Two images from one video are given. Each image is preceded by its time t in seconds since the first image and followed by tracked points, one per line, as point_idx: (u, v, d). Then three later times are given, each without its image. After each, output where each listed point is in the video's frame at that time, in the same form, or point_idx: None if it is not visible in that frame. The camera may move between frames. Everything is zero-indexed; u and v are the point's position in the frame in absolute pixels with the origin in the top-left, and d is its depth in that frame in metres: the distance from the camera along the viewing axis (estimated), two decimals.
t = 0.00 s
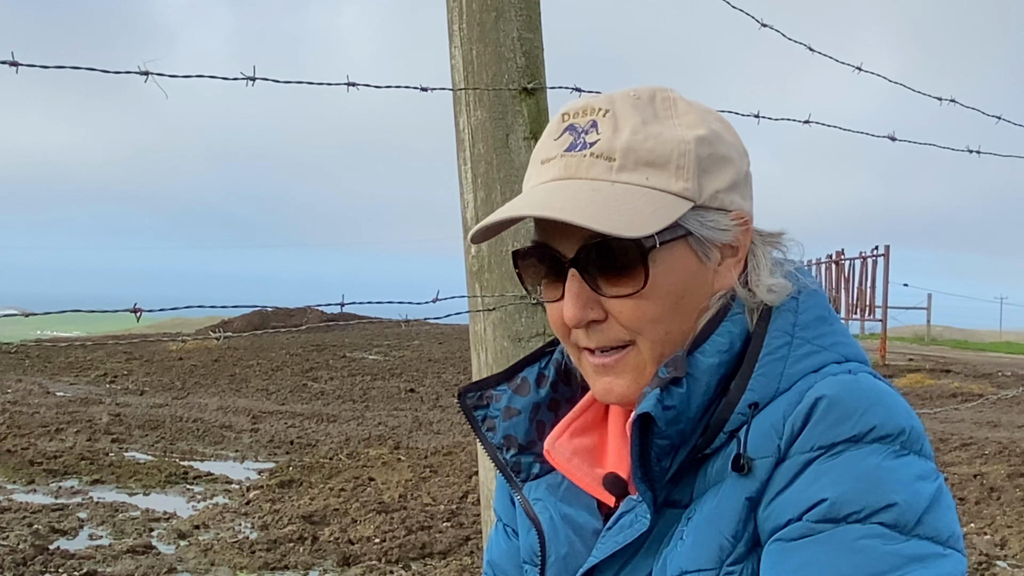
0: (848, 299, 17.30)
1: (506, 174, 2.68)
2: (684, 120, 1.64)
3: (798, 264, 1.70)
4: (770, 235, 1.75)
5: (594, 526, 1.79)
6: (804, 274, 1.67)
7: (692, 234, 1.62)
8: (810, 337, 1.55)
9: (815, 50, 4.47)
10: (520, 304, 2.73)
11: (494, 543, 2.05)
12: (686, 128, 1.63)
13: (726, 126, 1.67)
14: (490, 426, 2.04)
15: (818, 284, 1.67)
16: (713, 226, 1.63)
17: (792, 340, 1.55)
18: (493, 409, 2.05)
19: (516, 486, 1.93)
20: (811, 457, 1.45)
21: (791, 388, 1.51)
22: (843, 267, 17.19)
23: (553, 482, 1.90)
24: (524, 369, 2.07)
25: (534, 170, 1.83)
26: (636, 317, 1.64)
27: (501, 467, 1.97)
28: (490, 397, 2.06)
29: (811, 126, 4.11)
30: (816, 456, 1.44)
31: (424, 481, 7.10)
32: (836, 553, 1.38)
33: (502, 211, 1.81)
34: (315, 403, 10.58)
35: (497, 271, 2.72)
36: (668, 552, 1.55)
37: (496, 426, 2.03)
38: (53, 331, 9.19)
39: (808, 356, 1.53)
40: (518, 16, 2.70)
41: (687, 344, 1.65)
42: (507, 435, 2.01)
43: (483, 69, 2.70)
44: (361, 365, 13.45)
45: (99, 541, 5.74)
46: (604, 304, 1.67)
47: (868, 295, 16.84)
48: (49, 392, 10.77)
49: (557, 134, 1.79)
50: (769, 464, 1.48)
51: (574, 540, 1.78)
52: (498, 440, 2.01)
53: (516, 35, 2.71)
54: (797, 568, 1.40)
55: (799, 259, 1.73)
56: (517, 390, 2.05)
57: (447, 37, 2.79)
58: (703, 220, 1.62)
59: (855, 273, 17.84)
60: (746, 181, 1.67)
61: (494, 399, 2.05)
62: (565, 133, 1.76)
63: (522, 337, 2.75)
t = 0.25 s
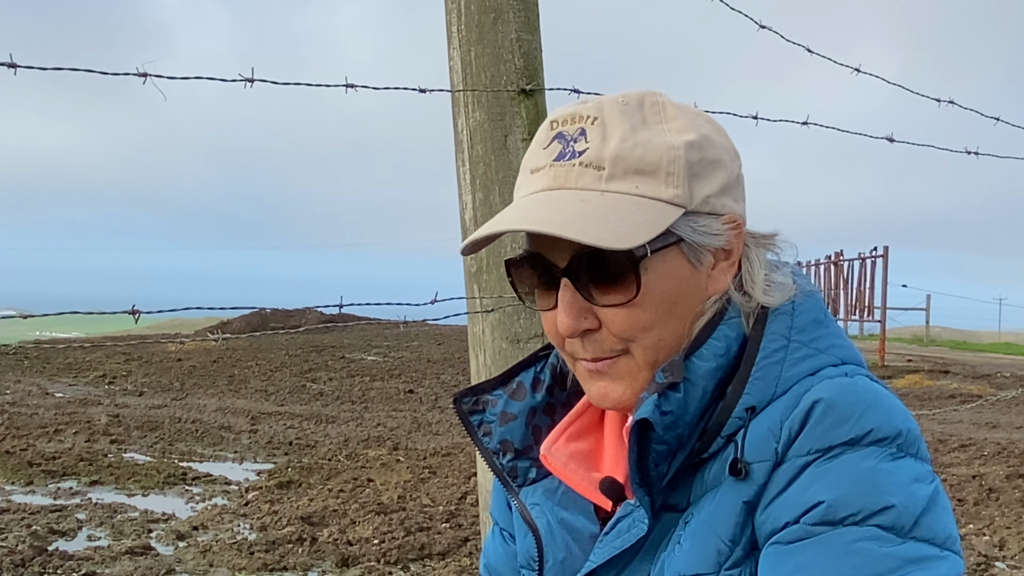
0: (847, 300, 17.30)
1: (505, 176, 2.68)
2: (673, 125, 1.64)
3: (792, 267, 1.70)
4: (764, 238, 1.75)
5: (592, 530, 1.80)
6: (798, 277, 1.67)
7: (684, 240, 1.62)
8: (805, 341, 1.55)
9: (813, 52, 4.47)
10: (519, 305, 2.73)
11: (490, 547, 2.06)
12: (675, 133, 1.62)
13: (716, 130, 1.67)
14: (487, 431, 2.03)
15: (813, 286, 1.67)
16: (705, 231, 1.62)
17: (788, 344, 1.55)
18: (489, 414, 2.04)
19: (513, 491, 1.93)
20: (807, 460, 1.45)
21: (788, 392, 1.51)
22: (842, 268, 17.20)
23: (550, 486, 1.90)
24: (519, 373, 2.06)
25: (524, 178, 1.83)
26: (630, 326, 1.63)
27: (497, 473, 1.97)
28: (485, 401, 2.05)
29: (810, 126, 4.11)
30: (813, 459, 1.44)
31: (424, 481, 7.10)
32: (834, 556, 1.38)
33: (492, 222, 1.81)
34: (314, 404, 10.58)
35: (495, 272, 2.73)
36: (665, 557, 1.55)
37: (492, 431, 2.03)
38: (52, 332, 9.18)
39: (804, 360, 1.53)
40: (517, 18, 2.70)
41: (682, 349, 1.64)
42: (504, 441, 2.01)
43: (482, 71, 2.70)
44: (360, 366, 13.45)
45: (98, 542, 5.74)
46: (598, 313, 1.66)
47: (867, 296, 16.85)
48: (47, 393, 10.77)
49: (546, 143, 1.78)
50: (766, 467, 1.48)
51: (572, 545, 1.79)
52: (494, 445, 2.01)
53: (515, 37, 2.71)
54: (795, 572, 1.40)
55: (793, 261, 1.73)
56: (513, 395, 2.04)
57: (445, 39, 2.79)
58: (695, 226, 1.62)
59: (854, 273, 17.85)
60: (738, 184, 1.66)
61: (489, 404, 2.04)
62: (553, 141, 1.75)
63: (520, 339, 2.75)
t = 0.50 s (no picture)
0: (846, 301, 17.31)
1: (504, 177, 2.68)
2: (669, 129, 1.64)
3: (791, 268, 1.70)
4: (761, 239, 1.75)
5: (591, 532, 1.80)
6: (796, 278, 1.67)
7: (682, 244, 1.62)
8: (805, 342, 1.56)
9: (812, 53, 4.47)
10: (518, 306, 2.73)
11: (488, 549, 2.06)
12: (672, 136, 1.63)
13: (712, 132, 1.67)
14: (485, 433, 2.04)
15: (811, 287, 1.67)
16: (702, 234, 1.62)
17: (787, 345, 1.55)
18: (488, 416, 2.04)
19: (512, 493, 1.93)
20: (808, 462, 1.45)
21: (788, 393, 1.51)
22: (841, 269, 17.21)
23: (548, 488, 1.90)
24: (517, 375, 2.06)
25: (520, 183, 1.83)
26: (627, 330, 1.63)
27: (495, 474, 1.97)
28: (483, 403, 2.05)
29: (808, 127, 4.11)
30: (814, 460, 1.45)
31: (423, 482, 7.10)
32: (836, 557, 1.38)
33: (488, 228, 1.81)
34: (313, 405, 10.57)
35: (495, 273, 2.73)
36: (665, 559, 1.55)
37: (490, 433, 2.03)
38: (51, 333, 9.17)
39: (804, 361, 1.54)
40: (516, 19, 2.70)
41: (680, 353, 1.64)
42: (502, 442, 2.01)
43: (481, 72, 2.70)
44: (360, 367, 13.44)
45: (97, 543, 5.74)
46: (595, 318, 1.66)
47: (866, 296, 16.86)
48: (46, 394, 10.76)
49: (541, 147, 1.78)
50: (767, 469, 1.48)
51: (571, 547, 1.80)
52: (492, 447, 2.01)
53: (514, 37, 2.71)
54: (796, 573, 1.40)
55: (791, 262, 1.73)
56: (511, 397, 2.04)
57: (444, 40, 2.79)
58: (693, 229, 1.62)
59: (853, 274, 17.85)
60: (735, 187, 1.66)
61: (487, 406, 2.05)
62: (550, 146, 1.76)
63: (519, 340, 2.75)
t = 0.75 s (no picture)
0: (846, 302, 17.32)
1: (504, 177, 2.68)
2: (670, 129, 1.64)
3: (792, 269, 1.70)
4: (762, 239, 1.75)
5: (592, 533, 1.80)
6: (797, 279, 1.67)
7: (683, 245, 1.62)
8: (806, 343, 1.56)
9: (812, 55, 4.48)
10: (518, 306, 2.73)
11: (487, 550, 2.05)
12: (673, 137, 1.62)
13: (713, 132, 1.67)
14: (485, 434, 2.03)
15: (812, 288, 1.67)
16: (704, 235, 1.62)
17: (789, 345, 1.56)
18: (487, 417, 2.04)
19: (512, 495, 1.93)
20: (811, 463, 1.45)
21: (790, 394, 1.51)
22: (841, 270, 17.23)
23: (548, 489, 1.90)
24: (517, 376, 2.06)
25: (520, 184, 1.83)
26: (629, 331, 1.63)
27: (496, 475, 1.97)
28: (483, 404, 2.05)
29: (808, 127, 4.11)
30: (816, 462, 1.45)
31: (422, 483, 7.09)
32: (838, 559, 1.38)
33: (489, 229, 1.81)
34: (312, 406, 10.57)
35: (494, 274, 2.73)
36: (666, 561, 1.55)
37: (490, 434, 2.03)
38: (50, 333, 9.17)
39: (806, 362, 1.54)
40: (515, 19, 2.70)
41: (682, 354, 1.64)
42: (502, 444, 2.01)
43: (481, 73, 2.70)
44: (359, 368, 13.44)
45: (96, 544, 5.73)
46: (596, 319, 1.66)
47: (865, 297, 16.87)
48: (45, 394, 10.75)
49: (542, 148, 1.78)
50: (769, 471, 1.48)
51: (572, 549, 1.79)
52: (492, 448, 2.01)
53: (514, 38, 2.71)
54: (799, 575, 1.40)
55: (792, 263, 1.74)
56: (511, 398, 2.04)
57: (443, 40, 2.79)
58: (694, 230, 1.62)
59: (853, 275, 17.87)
60: (736, 187, 1.66)
61: (487, 407, 2.04)
62: (550, 146, 1.76)
63: (519, 340, 2.75)
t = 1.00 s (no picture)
0: (845, 302, 17.33)
1: (504, 177, 2.68)
2: (663, 131, 1.64)
3: (787, 269, 1.71)
4: (757, 240, 1.75)
5: (590, 535, 1.80)
6: (793, 280, 1.67)
7: (677, 248, 1.62)
8: (803, 344, 1.56)
9: (811, 55, 4.48)
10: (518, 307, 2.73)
11: (485, 553, 2.06)
12: (666, 139, 1.62)
13: (706, 133, 1.67)
14: (482, 438, 2.03)
15: (808, 289, 1.67)
16: (698, 238, 1.62)
17: (786, 347, 1.55)
18: (484, 420, 2.04)
19: (510, 498, 1.93)
20: (808, 464, 1.45)
21: (787, 395, 1.51)
22: (840, 270, 17.24)
23: (546, 492, 1.90)
24: (513, 379, 2.06)
25: (514, 189, 1.83)
26: (624, 335, 1.63)
27: (493, 478, 1.97)
28: (480, 407, 2.05)
29: (808, 127, 4.11)
30: (814, 463, 1.45)
31: (422, 483, 7.09)
32: (836, 559, 1.38)
33: (483, 234, 1.80)
34: (312, 406, 10.57)
35: (494, 274, 2.73)
36: (664, 563, 1.55)
37: (487, 437, 2.03)
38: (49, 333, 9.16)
39: (803, 363, 1.54)
40: (515, 19, 2.70)
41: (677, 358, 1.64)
42: (499, 447, 2.01)
43: (480, 73, 2.70)
44: (359, 368, 13.43)
45: (96, 544, 5.73)
46: (591, 323, 1.66)
47: (865, 297, 16.87)
48: (45, 395, 10.75)
49: (535, 152, 1.78)
50: (767, 472, 1.48)
51: (570, 552, 1.80)
52: (489, 452, 2.01)
53: (514, 38, 2.71)
54: None
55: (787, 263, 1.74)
56: (507, 400, 2.04)
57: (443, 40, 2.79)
58: (688, 233, 1.62)
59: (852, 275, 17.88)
60: (730, 188, 1.66)
61: (484, 410, 2.04)
62: (543, 150, 1.75)
63: (519, 340, 2.75)
